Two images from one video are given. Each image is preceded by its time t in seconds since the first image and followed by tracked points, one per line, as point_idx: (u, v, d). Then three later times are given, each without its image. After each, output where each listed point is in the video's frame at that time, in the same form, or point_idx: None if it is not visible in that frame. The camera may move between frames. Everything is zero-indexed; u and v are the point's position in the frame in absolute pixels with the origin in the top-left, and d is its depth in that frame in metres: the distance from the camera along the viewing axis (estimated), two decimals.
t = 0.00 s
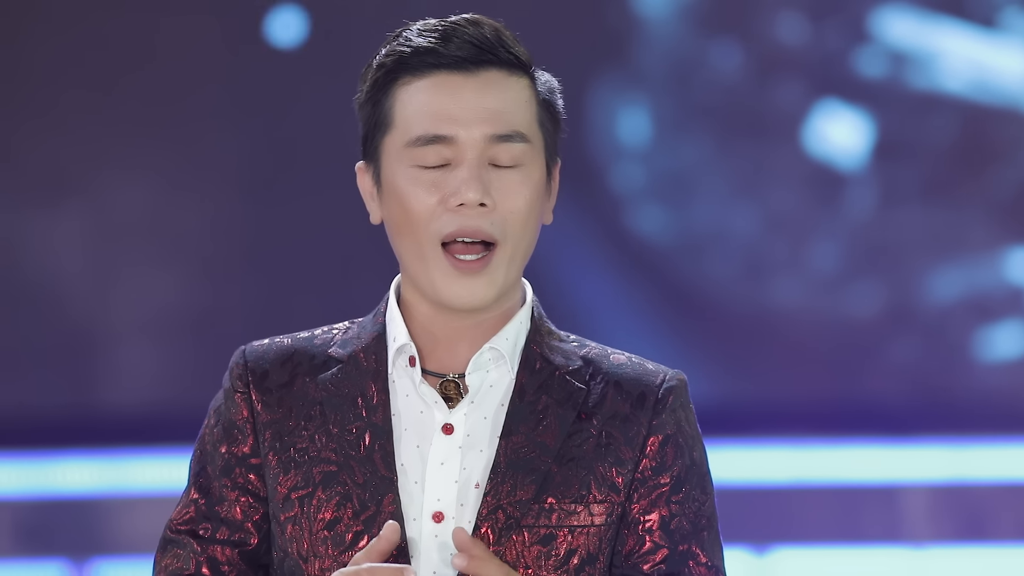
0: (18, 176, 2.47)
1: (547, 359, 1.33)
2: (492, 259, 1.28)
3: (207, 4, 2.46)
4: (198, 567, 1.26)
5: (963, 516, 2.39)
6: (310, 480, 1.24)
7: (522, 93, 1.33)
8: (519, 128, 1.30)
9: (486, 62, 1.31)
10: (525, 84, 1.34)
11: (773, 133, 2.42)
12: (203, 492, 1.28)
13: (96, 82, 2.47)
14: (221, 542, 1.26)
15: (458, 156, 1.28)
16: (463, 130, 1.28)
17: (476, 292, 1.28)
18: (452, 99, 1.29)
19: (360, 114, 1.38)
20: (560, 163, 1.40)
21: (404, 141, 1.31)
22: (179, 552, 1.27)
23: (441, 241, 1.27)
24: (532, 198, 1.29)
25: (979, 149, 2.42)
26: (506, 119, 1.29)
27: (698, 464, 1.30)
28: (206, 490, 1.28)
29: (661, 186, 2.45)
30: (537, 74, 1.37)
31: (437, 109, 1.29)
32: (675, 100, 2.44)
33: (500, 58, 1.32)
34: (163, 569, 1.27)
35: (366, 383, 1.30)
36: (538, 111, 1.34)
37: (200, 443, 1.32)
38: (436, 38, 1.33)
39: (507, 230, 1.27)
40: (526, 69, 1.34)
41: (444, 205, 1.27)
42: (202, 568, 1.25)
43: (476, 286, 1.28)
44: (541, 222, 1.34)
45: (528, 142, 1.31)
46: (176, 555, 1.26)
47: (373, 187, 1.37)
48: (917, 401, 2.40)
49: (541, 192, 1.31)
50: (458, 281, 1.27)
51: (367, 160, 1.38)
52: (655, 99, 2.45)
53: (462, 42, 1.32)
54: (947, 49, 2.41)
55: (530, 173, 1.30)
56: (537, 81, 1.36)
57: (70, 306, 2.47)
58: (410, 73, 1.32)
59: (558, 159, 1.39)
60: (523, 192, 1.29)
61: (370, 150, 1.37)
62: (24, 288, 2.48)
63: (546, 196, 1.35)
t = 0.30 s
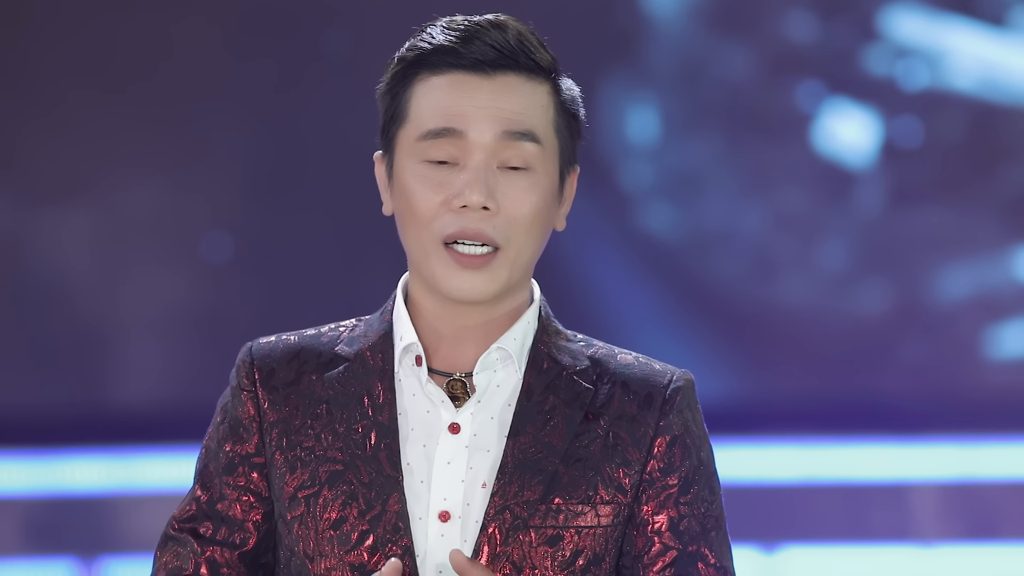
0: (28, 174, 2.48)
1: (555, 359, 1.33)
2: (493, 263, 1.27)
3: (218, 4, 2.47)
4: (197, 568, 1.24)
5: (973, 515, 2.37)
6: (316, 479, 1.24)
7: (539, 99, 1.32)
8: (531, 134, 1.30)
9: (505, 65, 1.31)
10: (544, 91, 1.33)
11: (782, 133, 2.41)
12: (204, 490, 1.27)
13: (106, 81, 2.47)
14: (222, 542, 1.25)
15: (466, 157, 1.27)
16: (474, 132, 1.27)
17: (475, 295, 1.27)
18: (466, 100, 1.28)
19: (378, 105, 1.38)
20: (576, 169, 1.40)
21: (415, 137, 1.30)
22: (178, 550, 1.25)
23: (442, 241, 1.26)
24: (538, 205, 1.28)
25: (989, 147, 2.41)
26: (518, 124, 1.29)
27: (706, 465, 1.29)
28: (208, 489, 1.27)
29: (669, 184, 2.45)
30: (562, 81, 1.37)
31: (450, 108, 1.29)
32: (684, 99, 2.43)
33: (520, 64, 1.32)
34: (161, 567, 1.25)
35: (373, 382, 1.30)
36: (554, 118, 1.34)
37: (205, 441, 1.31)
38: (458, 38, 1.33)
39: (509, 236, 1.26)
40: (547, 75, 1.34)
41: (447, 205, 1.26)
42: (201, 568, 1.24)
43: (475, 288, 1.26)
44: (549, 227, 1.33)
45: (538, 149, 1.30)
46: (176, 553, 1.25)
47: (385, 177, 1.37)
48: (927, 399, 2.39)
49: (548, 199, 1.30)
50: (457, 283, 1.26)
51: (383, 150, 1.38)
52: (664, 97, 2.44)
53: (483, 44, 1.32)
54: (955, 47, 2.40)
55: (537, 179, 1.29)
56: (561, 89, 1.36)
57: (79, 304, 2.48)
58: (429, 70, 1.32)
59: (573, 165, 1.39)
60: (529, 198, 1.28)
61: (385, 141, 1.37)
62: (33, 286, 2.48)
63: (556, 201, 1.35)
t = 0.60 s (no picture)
0: (35, 170, 2.47)
1: (565, 360, 1.32)
2: (504, 269, 1.26)
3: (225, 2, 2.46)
4: (203, 568, 1.23)
5: (982, 513, 2.36)
6: (325, 478, 1.23)
7: (553, 105, 1.31)
8: (544, 141, 1.28)
9: (519, 73, 1.29)
10: (558, 97, 1.32)
11: (789, 132, 2.40)
12: (211, 487, 1.26)
13: (114, 80, 2.46)
14: (228, 542, 1.24)
15: (479, 164, 1.26)
16: (487, 138, 1.26)
17: (487, 300, 1.26)
18: (480, 106, 1.27)
19: (392, 103, 1.37)
20: (589, 170, 1.39)
21: (428, 141, 1.29)
22: (184, 547, 1.24)
23: (454, 248, 1.25)
24: (551, 212, 1.28)
25: (998, 145, 2.39)
26: (532, 131, 1.28)
27: (716, 468, 1.29)
28: (215, 486, 1.26)
29: (678, 183, 2.43)
30: (577, 83, 1.36)
31: (464, 114, 1.27)
32: (692, 98, 2.42)
33: (535, 70, 1.30)
34: (168, 564, 1.24)
35: (382, 381, 1.29)
36: (567, 124, 1.33)
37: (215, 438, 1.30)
38: (471, 44, 1.30)
39: (521, 243, 1.26)
40: (561, 80, 1.32)
41: (459, 212, 1.25)
42: (207, 569, 1.23)
43: (486, 294, 1.26)
44: (561, 229, 1.33)
45: (551, 155, 1.29)
46: (183, 549, 1.24)
47: (398, 175, 1.36)
48: (937, 399, 2.39)
49: (560, 205, 1.30)
50: (469, 289, 1.25)
51: (395, 147, 1.36)
52: (673, 96, 2.42)
53: (497, 51, 1.29)
54: (965, 45, 2.39)
55: (550, 186, 1.28)
56: (577, 92, 1.35)
57: (87, 301, 2.48)
58: (443, 75, 1.30)
59: (585, 166, 1.38)
60: (541, 205, 1.27)
61: (398, 140, 1.36)
62: (40, 284, 2.48)
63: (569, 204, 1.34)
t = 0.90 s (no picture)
0: (44, 169, 2.48)
1: (575, 360, 1.32)
2: (516, 260, 1.25)
3: (233, 2, 2.46)
4: (215, 570, 1.23)
5: (991, 511, 2.37)
6: (333, 478, 1.23)
7: (568, 99, 1.30)
8: (558, 134, 1.28)
9: (535, 65, 1.29)
10: (574, 92, 1.32)
11: (798, 130, 2.39)
12: (221, 488, 1.25)
13: (123, 80, 2.46)
14: (238, 542, 1.24)
15: (491, 154, 1.25)
16: (501, 129, 1.25)
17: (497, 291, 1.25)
18: (495, 97, 1.27)
19: (408, 97, 1.37)
20: (602, 172, 1.38)
21: (443, 132, 1.29)
22: (196, 549, 1.24)
23: (465, 237, 1.24)
24: (563, 205, 1.27)
25: (1008, 144, 2.39)
26: (546, 123, 1.27)
27: (726, 469, 1.28)
28: (225, 487, 1.25)
29: (688, 183, 2.42)
30: (592, 82, 1.36)
31: (479, 105, 1.27)
32: (701, 98, 2.41)
33: (551, 63, 1.30)
34: (181, 567, 1.24)
35: (391, 380, 1.29)
36: (582, 120, 1.32)
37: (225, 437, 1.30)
38: (489, 35, 1.30)
39: (533, 233, 1.25)
40: (577, 76, 1.32)
41: (471, 201, 1.24)
42: (219, 570, 1.23)
43: (497, 285, 1.25)
44: (573, 227, 1.32)
45: (565, 149, 1.29)
46: (195, 551, 1.24)
47: (411, 170, 1.35)
48: (947, 397, 2.37)
49: (573, 199, 1.29)
50: (480, 279, 1.24)
51: (410, 142, 1.36)
52: (681, 95, 2.41)
53: (515, 43, 1.29)
54: (974, 44, 2.39)
55: (562, 178, 1.27)
56: (592, 89, 1.35)
57: (96, 301, 2.48)
58: (459, 65, 1.30)
59: (598, 167, 1.38)
60: (553, 196, 1.26)
61: (412, 134, 1.35)
62: (50, 284, 2.48)
63: (581, 202, 1.33)
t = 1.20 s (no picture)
0: (55, 168, 2.49)
1: (589, 362, 1.32)
2: (532, 260, 1.25)
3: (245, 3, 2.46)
4: (230, 568, 1.23)
5: (1000, 512, 2.35)
6: (345, 476, 1.23)
7: (589, 101, 1.31)
8: (577, 135, 1.28)
9: (557, 66, 1.29)
10: (595, 94, 1.32)
11: (807, 129, 2.39)
12: (234, 485, 1.26)
13: (134, 81, 2.47)
14: (252, 539, 1.24)
15: (510, 153, 1.26)
16: (520, 129, 1.26)
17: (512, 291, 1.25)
18: (516, 97, 1.27)
19: (429, 95, 1.37)
20: (621, 175, 1.39)
21: (463, 131, 1.29)
22: (210, 547, 1.24)
23: (481, 236, 1.25)
24: (580, 207, 1.27)
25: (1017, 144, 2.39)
26: (566, 124, 1.27)
27: (738, 474, 1.28)
28: (238, 483, 1.25)
29: (697, 181, 2.41)
30: (614, 85, 1.36)
31: (500, 105, 1.27)
32: (710, 97, 2.40)
33: (573, 65, 1.30)
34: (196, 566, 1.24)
35: (404, 379, 1.29)
36: (602, 122, 1.33)
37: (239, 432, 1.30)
38: (512, 34, 1.31)
39: (550, 234, 1.25)
40: (598, 78, 1.33)
41: (489, 200, 1.24)
42: (233, 568, 1.23)
43: (512, 285, 1.25)
44: (590, 229, 1.32)
45: (584, 151, 1.29)
46: (208, 549, 1.24)
47: (430, 168, 1.36)
48: (955, 396, 2.38)
49: (590, 201, 1.29)
50: (495, 279, 1.25)
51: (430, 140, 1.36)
52: (690, 93, 2.40)
53: (537, 43, 1.30)
54: (983, 43, 2.38)
55: (580, 180, 1.28)
56: (614, 92, 1.35)
57: (107, 301, 2.48)
58: (481, 63, 1.31)
59: (618, 171, 1.38)
60: (571, 198, 1.26)
61: (433, 132, 1.36)
62: (60, 282, 2.49)
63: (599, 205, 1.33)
